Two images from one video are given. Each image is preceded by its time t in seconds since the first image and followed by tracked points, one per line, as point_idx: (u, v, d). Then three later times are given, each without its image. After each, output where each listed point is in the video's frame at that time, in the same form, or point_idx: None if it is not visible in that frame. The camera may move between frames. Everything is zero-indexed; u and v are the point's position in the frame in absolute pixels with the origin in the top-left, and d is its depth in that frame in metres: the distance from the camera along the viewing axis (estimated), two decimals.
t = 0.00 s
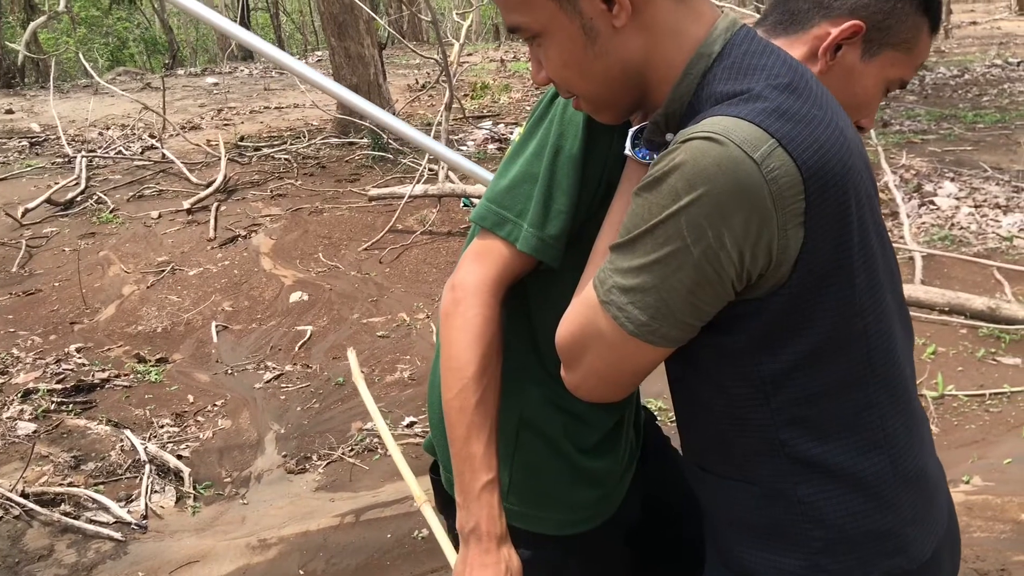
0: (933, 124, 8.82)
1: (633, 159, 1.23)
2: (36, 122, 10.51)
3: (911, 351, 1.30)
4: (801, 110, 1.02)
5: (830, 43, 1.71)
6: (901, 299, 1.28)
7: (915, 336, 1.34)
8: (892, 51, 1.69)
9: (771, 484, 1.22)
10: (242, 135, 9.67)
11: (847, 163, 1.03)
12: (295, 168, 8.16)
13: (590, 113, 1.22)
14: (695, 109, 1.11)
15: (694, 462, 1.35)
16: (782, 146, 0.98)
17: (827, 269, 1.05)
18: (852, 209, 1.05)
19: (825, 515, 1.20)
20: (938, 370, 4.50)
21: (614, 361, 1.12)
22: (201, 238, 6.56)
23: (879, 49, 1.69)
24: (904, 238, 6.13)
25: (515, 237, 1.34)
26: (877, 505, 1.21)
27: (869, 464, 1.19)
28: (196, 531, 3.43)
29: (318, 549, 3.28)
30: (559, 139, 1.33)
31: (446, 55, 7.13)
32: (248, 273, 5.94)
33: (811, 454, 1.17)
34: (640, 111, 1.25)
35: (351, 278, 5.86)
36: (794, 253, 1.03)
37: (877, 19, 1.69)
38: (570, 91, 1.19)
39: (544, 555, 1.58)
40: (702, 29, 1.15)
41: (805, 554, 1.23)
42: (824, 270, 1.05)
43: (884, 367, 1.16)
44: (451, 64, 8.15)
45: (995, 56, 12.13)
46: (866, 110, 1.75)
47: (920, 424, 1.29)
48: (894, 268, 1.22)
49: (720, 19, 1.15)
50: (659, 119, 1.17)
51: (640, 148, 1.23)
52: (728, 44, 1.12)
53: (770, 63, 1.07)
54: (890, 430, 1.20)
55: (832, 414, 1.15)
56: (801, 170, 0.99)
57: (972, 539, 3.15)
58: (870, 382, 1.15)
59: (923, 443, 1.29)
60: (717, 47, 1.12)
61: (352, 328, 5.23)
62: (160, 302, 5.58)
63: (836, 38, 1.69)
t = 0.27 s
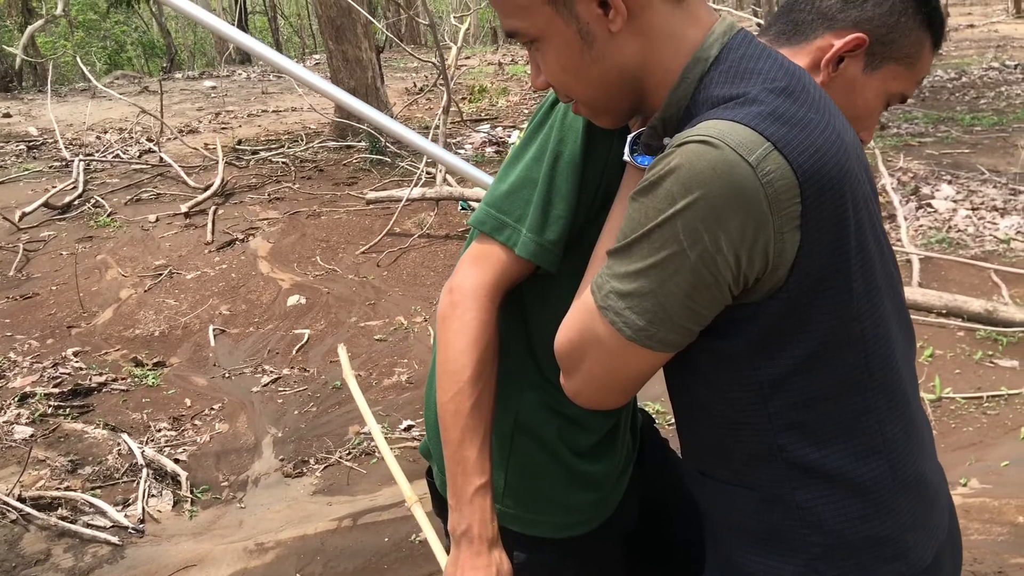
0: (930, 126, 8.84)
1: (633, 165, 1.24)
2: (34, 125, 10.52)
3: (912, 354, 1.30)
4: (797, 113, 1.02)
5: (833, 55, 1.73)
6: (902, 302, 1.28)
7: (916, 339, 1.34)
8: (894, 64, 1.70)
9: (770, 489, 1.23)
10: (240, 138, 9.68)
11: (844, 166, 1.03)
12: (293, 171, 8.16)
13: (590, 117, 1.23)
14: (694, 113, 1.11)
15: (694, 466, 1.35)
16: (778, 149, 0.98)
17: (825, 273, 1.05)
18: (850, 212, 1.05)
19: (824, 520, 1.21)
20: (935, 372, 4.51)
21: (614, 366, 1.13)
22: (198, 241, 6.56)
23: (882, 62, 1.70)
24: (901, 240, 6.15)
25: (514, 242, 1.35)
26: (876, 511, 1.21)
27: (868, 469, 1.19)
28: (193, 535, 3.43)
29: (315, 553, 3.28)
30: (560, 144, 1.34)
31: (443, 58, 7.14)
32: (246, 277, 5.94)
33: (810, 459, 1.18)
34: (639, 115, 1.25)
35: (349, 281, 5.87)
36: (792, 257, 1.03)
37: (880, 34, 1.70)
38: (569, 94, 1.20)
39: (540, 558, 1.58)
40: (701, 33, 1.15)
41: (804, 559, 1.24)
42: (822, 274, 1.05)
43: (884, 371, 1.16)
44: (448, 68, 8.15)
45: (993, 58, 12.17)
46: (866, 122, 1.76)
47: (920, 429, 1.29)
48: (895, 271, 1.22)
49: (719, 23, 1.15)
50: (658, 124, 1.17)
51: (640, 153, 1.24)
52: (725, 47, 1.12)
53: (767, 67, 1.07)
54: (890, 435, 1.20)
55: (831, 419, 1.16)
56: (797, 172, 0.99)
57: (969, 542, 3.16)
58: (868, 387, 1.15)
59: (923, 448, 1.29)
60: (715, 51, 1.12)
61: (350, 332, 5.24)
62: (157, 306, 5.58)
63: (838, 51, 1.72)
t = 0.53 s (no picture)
0: (926, 131, 8.88)
1: (633, 177, 1.26)
2: (31, 131, 10.52)
3: (913, 363, 1.31)
4: (797, 120, 1.03)
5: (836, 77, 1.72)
6: (904, 310, 1.29)
7: (917, 347, 1.36)
8: (898, 90, 1.73)
9: (772, 500, 1.24)
10: (237, 143, 9.69)
11: (844, 171, 1.05)
12: (290, 177, 8.17)
13: (590, 125, 1.25)
14: (694, 120, 1.13)
15: (697, 476, 1.37)
16: (778, 155, 1.00)
17: (826, 280, 1.07)
18: (851, 220, 1.06)
19: (827, 529, 1.22)
20: (931, 376, 4.53)
21: (616, 377, 1.14)
22: (195, 246, 6.56)
23: (886, 87, 1.73)
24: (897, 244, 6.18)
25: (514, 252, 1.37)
26: (878, 519, 1.23)
27: (870, 477, 1.21)
28: (190, 540, 3.44)
29: (312, 558, 3.29)
30: (560, 155, 1.37)
31: (440, 64, 7.15)
32: (243, 282, 5.94)
33: (812, 467, 1.19)
34: (639, 124, 1.27)
35: (346, 286, 5.88)
36: (794, 263, 1.04)
37: (885, 58, 1.72)
38: (568, 104, 1.22)
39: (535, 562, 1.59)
40: (700, 41, 1.17)
41: (807, 568, 1.25)
42: (823, 282, 1.07)
43: (885, 379, 1.17)
44: (445, 73, 8.17)
45: (988, 63, 12.23)
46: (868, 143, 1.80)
47: (922, 437, 1.30)
48: (896, 280, 1.23)
49: (719, 31, 1.17)
50: (657, 132, 1.19)
51: (639, 165, 1.26)
52: (725, 54, 1.14)
53: (766, 73, 1.08)
54: (892, 444, 1.21)
55: (833, 427, 1.17)
56: (798, 178, 1.01)
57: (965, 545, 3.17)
58: (871, 394, 1.17)
59: (925, 457, 1.31)
60: (714, 58, 1.14)
61: (347, 337, 5.24)
62: (154, 311, 5.59)
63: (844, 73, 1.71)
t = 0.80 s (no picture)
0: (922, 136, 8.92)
1: (635, 191, 1.26)
2: (28, 136, 10.53)
3: (920, 373, 1.32)
4: (805, 126, 1.04)
5: (841, 97, 1.66)
6: (911, 320, 1.30)
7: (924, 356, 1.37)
8: (900, 113, 1.71)
9: (781, 510, 1.24)
10: (234, 149, 9.70)
11: (852, 179, 1.06)
12: (287, 182, 8.18)
13: (594, 137, 1.26)
14: (699, 130, 1.14)
15: (702, 486, 1.37)
16: (789, 159, 1.00)
17: (835, 288, 1.08)
18: (860, 229, 1.07)
19: (836, 538, 1.22)
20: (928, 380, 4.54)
21: (624, 388, 1.14)
22: (192, 252, 6.56)
23: (887, 108, 1.70)
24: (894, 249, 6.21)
25: (513, 260, 1.39)
26: (887, 529, 1.23)
27: (881, 486, 1.21)
28: (187, 546, 3.43)
29: (309, 564, 3.29)
30: (561, 166, 1.38)
31: (437, 69, 7.17)
32: (239, 288, 5.94)
33: (822, 476, 1.19)
34: (642, 137, 1.28)
35: (343, 292, 5.88)
36: (803, 268, 1.05)
37: (888, 81, 1.70)
38: (572, 117, 1.23)
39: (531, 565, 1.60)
40: (702, 52, 1.18)
41: None
42: (832, 291, 1.08)
43: (895, 388, 1.18)
44: (442, 79, 8.19)
45: (984, 67, 12.30)
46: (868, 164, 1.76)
47: (930, 447, 1.31)
48: (903, 290, 1.25)
49: (720, 43, 1.18)
50: (661, 142, 1.20)
51: (643, 178, 1.26)
52: (729, 64, 1.15)
53: (772, 82, 1.10)
54: (902, 453, 1.22)
55: (844, 434, 1.18)
56: (808, 182, 1.01)
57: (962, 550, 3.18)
58: (880, 403, 1.18)
59: (933, 467, 1.31)
60: (718, 68, 1.15)
61: (345, 342, 5.24)
62: (151, 317, 5.59)
63: (848, 93, 1.65)
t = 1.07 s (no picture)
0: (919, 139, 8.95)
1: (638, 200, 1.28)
2: (27, 141, 10.54)
3: (923, 378, 1.33)
4: (807, 134, 1.04)
5: (842, 106, 1.72)
6: (913, 326, 1.31)
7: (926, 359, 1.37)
8: (901, 124, 1.78)
9: (785, 517, 1.25)
10: (232, 153, 9.71)
11: (855, 186, 1.06)
12: (285, 186, 8.19)
13: (597, 146, 1.29)
14: (702, 137, 1.15)
15: (704, 493, 1.38)
16: (791, 167, 1.01)
17: (838, 296, 1.08)
18: (863, 236, 1.08)
19: (839, 544, 1.24)
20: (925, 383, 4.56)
21: (627, 397, 1.15)
22: (190, 256, 6.57)
23: (890, 120, 1.77)
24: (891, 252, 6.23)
25: (513, 264, 1.40)
26: (890, 535, 1.24)
27: (884, 493, 1.22)
28: (185, 550, 3.44)
29: (307, 568, 3.29)
30: (562, 173, 1.40)
31: (436, 73, 7.18)
32: (238, 291, 5.95)
33: (825, 483, 1.20)
34: (644, 146, 1.31)
35: (342, 295, 5.89)
36: (806, 276, 1.06)
37: (890, 92, 1.79)
38: (575, 126, 1.26)
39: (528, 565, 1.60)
40: (703, 61, 1.20)
41: None
42: (835, 298, 1.08)
43: (897, 395, 1.19)
44: (440, 83, 8.21)
45: (982, 71, 12.34)
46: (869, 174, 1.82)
47: (932, 452, 1.32)
48: (906, 297, 1.25)
49: (722, 51, 1.21)
50: (663, 150, 1.21)
51: (644, 187, 1.28)
52: (731, 72, 1.17)
53: (774, 91, 1.11)
54: (904, 459, 1.23)
55: (847, 441, 1.18)
56: (810, 190, 1.02)
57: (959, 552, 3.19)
58: (883, 410, 1.18)
59: (935, 472, 1.33)
60: (720, 77, 1.17)
61: (343, 346, 5.25)
62: (149, 321, 5.59)
63: (850, 102, 1.71)
